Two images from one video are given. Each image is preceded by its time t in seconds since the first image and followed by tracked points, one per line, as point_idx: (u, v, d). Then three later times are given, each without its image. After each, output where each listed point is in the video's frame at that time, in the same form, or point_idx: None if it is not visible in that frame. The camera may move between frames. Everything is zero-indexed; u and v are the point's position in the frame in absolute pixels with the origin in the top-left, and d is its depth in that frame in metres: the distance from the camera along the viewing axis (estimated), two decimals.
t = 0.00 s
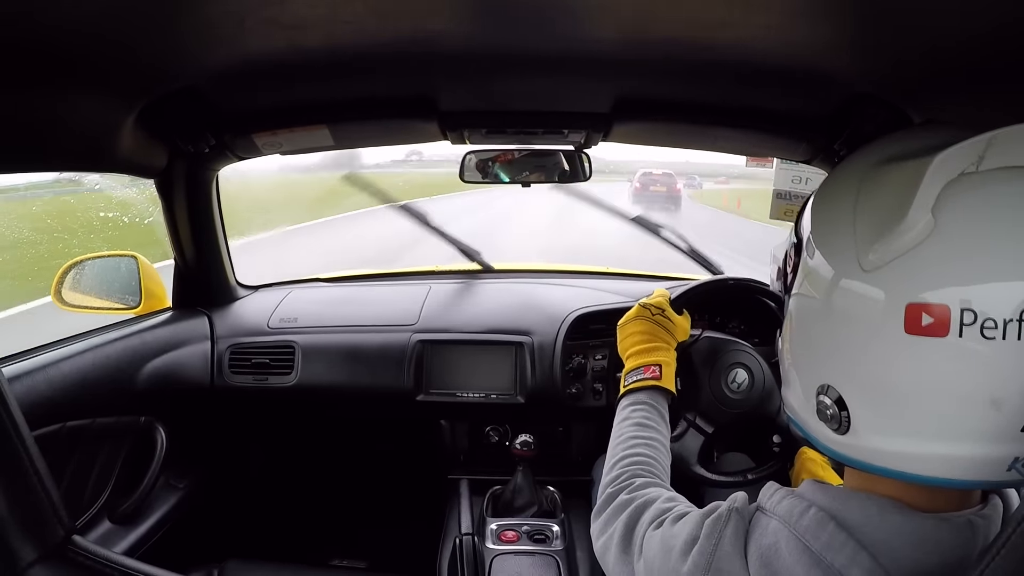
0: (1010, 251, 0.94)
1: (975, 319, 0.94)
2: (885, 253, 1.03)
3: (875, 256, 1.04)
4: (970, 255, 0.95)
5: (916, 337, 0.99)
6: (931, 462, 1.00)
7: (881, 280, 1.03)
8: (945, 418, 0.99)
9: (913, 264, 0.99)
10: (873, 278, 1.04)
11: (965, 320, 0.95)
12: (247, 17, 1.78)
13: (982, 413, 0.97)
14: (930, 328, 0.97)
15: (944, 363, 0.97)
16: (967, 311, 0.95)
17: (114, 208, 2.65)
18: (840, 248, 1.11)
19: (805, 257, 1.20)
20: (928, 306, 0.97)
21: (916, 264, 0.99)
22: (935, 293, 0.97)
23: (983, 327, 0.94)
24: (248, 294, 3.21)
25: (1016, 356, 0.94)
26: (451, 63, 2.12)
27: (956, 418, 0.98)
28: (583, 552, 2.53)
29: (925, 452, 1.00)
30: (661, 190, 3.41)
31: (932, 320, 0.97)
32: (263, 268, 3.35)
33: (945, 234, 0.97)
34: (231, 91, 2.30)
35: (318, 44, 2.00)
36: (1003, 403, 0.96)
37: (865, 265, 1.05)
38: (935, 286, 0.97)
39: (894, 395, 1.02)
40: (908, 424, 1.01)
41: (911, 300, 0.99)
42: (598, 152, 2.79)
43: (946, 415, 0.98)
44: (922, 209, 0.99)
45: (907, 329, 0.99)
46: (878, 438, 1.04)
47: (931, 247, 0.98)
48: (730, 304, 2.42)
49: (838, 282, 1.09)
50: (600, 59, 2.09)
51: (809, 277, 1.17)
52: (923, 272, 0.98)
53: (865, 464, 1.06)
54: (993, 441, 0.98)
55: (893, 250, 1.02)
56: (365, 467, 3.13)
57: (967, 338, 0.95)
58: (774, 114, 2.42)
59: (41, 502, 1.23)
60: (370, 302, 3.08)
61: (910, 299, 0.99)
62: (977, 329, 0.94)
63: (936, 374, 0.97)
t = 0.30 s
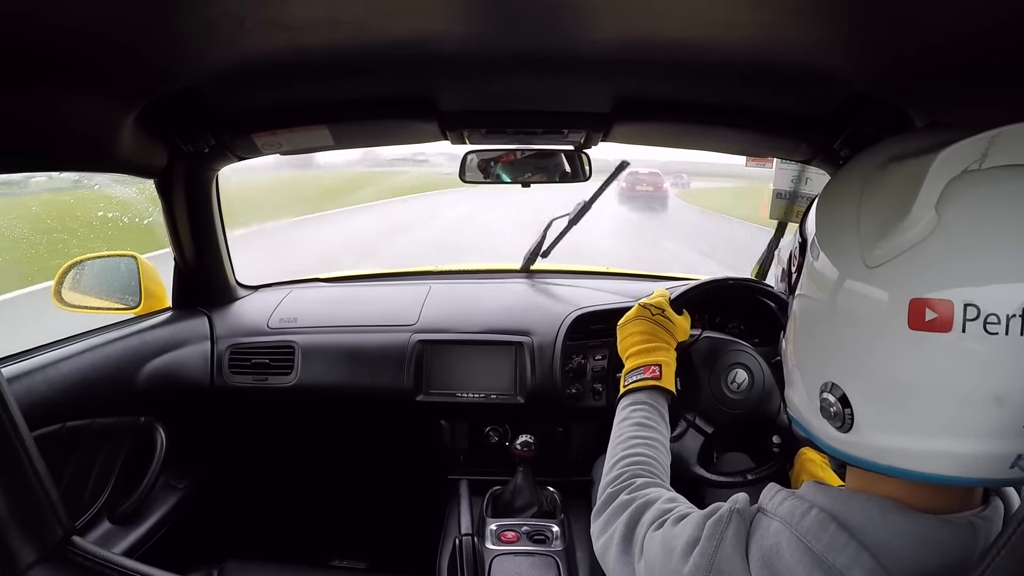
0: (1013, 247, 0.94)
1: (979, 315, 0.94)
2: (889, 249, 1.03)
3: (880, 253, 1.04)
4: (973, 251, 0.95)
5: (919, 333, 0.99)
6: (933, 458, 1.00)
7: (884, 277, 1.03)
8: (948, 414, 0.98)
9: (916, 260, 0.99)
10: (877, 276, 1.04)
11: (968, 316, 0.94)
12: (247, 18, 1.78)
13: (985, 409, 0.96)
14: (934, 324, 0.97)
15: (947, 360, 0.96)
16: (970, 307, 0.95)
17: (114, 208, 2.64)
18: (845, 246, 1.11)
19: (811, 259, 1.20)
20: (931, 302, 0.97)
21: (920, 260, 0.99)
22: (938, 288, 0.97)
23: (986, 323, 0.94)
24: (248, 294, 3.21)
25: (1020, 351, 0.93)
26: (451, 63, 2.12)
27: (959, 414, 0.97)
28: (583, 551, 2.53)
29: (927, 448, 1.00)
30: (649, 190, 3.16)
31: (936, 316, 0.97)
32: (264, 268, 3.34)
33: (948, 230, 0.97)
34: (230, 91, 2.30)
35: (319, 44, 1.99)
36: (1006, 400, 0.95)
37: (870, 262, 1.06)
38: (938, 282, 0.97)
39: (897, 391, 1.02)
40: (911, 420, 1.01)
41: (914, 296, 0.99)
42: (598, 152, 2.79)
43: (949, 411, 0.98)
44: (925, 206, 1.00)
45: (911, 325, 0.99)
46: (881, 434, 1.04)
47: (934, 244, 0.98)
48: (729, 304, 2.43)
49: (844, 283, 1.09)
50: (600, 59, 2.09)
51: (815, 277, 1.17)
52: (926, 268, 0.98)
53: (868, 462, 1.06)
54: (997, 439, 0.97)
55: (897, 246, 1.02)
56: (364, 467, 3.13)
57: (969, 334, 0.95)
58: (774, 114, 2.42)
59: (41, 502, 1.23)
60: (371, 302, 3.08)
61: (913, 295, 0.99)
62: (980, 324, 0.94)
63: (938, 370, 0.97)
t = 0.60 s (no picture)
0: (1009, 240, 0.94)
1: (974, 307, 0.94)
2: (888, 242, 1.04)
3: (878, 246, 1.05)
4: (969, 243, 0.95)
5: (916, 325, 0.99)
6: (930, 450, 1.00)
7: (882, 269, 1.04)
8: (944, 406, 0.99)
9: (913, 253, 1.00)
10: (875, 268, 1.05)
11: (964, 308, 0.95)
12: (246, 18, 1.78)
13: (981, 401, 0.96)
14: (930, 316, 0.98)
15: (944, 352, 0.97)
16: (965, 299, 0.95)
17: (114, 208, 2.64)
18: (845, 242, 1.12)
19: (813, 258, 1.21)
20: (927, 294, 0.98)
21: (916, 253, 1.00)
22: (935, 280, 0.97)
23: (981, 315, 0.94)
24: (248, 295, 3.22)
25: (1015, 344, 0.93)
26: (451, 63, 2.12)
27: (956, 406, 0.98)
28: (582, 552, 2.53)
29: (924, 440, 1.00)
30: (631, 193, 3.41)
31: (932, 308, 0.98)
32: (263, 269, 3.35)
33: (945, 222, 0.98)
34: (230, 91, 2.30)
35: (318, 45, 2.00)
36: (1003, 392, 0.95)
37: (869, 256, 1.07)
38: (934, 275, 0.97)
39: (895, 383, 1.02)
40: (909, 411, 1.02)
41: (911, 288, 1.00)
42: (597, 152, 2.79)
43: (946, 402, 0.98)
44: (923, 199, 1.00)
45: (908, 317, 1.00)
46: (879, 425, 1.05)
47: (931, 236, 0.99)
48: (729, 304, 2.44)
49: (846, 285, 1.09)
50: (600, 59, 2.09)
51: (816, 273, 1.18)
52: (923, 260, 0.99)
53: (865, 454, 1.07)
54: (996, 432, 0.97)
55: (894, 240, 1.03)
56: (364, 467, 3.14)
57: (965, 326, 0.95)
58: (773, 115, 2.42)
59: (41, 503, 1.23)
60: (370, 303, 3.08)
61: (910, 287, 1.00)
62: (975, 316, 0.94)
63: (934, 361, 0.98)
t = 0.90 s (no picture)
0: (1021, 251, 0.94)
1: (985, 318, 0.94)
2: (898, 249, 1.03)
3: (887, 252, 1.04)
4: (981, 253, 0.95)
5: (924, 335, 0.98)
6: (936, 460, 0.99)
7: (892, 277, 1.03)
8: (952, 416, 0.98)
9: (924, 262, 0.99)
10: (883, 275, 1.04)
11: (975, 319, 0.94)
12: (246, 18, 1.78)
13: (989, 412, 0.96)
14: (939, 327, 0.97)
15: (953, 362, 0.96)
16: (976, 310, 0.94)
17: (114, 209, 2.62)
18: (852, 246, 1.11)
19: (816, 259, 1.20)
20: (937, 304, 0.97)
21: (927, 262, 0.99)
22: (946, 290, 0.96)
23: (992, 326, 0.94)
24: (247, 295, 3.22)
25: None
26: (450, 64, 2.12)
27: (963, 417, 0.97)
28: (583, 552, 2.53)
29: (932, 451, 0.99)
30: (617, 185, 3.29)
31: (942, 318, 0.97)
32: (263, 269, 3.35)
33: (957, 231, 0.97)
34: (229, 91, 2.30)
35: (318, 45, 1.99)
36: (1011, 403, 0.95)
37: (877, 262, 1.06)
38: (946, 285, 0.96)
39: (901, 392, 1.02)
40: (915, 420, 1.01)
41: (921, 298, 0.99)
42: (597, 153, 2.79)
43: (953, 413, 0.98)
44: (934, 207, 1.00)
45: (917, 326, 0.99)
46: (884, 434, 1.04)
47: (943, 245, 0.98)
48: (729, 305, 2.43)
49: (851, 285, 1.09)
50: (599, 60, 2.09)
51: (819, 276, 1.17)
52: (934, 269, 0.98)
53: (869, 462, 1.06)
54: (1003, 442, 0.97)
55: (905, 247, 1.02)
56: (363, 468, 3.14)
57: (976, 337, 0.94)
58: (773, 115, 2.42)
59: (41, 504, 1.23)
60: (370, 303, 3.08)
61: (920, 296, 0.99)
62: (986, 328, 0.94)
63: (943, 372, 0.97)
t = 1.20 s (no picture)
0: None
1: (996, 323, 0.94)
2: (908, 253, 1.02)
3: (898, 256, 1.04)
4: (993, 258, 0.95)
5: (935, 339, 0.98)
6: (944, 463, 0.99)
7: (902, 282, 1.02)
8: (959, 420, 0.98)
9: (934, 266, 0.99)
10: (893, 279, 1.04)
11: (985, 324, 0.94)
12: (246, 18, 1.78)
13: (997, 415, 0.96)
14: (951, 331, 0.97)
15: (962, 367, 0.96)
16: (986, 315, 0.94)
17: (114, 208, 2.63)
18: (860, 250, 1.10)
19: (821, 263, 1.20)
20: (947, 308, 0.97)
21: (937, 267, 0.99)
22: (957, 295, 0.96)
23: (1003, 331, 0.93)
24: (247, 295, 3.22)
25: None
26: (450, 63, 2.12)
27: (971, 420, 0.97)
28: (583, 552, 2.53)
29: (941, 454, 0.99)
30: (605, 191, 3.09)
31: (953, 323, 0.96)
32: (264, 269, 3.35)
33: (967, 236, 0.97)
34: (230, 91, 2.30)
35: (319, 45, 2.00)
36: (1020, 407, 0.95)
37: (887, 266, 1.05)
38: (957, 290, 0.96)
39: (911, 395, 1.01)
40: (923, 423, 1.01)
41: (932, 303, 0.98)
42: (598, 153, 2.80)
43: (962, 416, 0.98)
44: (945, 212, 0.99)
45: (927, 330, 0.99)
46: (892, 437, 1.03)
47: (953, 250, 0.98)
48: (730, 304, 2.43)
49: (860, 289, 1.08)
50: (600, 60, 2.09)
51: (825, 280, 1.17)
52: (943, 274, 0.98)
53: (877, 465, 1.06)
54: (1011, 446, 0.97)
55: (915, 251, 1.02)
56: (364, 467, 3.14)
57: (987, 342, 0.94)
58: (774, 115, 2.42)
59: (41, 502, 1.23)
60: (370, 303, 3.08)
61: (930, 300, 0.98)
62: (997, 333, 0.94)
63: (953, 377, 0.97)
